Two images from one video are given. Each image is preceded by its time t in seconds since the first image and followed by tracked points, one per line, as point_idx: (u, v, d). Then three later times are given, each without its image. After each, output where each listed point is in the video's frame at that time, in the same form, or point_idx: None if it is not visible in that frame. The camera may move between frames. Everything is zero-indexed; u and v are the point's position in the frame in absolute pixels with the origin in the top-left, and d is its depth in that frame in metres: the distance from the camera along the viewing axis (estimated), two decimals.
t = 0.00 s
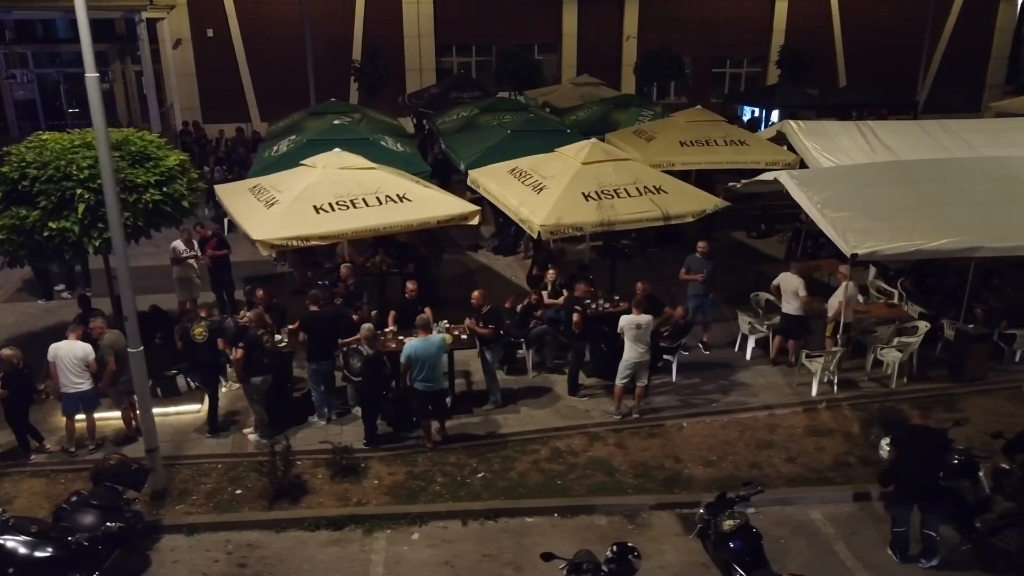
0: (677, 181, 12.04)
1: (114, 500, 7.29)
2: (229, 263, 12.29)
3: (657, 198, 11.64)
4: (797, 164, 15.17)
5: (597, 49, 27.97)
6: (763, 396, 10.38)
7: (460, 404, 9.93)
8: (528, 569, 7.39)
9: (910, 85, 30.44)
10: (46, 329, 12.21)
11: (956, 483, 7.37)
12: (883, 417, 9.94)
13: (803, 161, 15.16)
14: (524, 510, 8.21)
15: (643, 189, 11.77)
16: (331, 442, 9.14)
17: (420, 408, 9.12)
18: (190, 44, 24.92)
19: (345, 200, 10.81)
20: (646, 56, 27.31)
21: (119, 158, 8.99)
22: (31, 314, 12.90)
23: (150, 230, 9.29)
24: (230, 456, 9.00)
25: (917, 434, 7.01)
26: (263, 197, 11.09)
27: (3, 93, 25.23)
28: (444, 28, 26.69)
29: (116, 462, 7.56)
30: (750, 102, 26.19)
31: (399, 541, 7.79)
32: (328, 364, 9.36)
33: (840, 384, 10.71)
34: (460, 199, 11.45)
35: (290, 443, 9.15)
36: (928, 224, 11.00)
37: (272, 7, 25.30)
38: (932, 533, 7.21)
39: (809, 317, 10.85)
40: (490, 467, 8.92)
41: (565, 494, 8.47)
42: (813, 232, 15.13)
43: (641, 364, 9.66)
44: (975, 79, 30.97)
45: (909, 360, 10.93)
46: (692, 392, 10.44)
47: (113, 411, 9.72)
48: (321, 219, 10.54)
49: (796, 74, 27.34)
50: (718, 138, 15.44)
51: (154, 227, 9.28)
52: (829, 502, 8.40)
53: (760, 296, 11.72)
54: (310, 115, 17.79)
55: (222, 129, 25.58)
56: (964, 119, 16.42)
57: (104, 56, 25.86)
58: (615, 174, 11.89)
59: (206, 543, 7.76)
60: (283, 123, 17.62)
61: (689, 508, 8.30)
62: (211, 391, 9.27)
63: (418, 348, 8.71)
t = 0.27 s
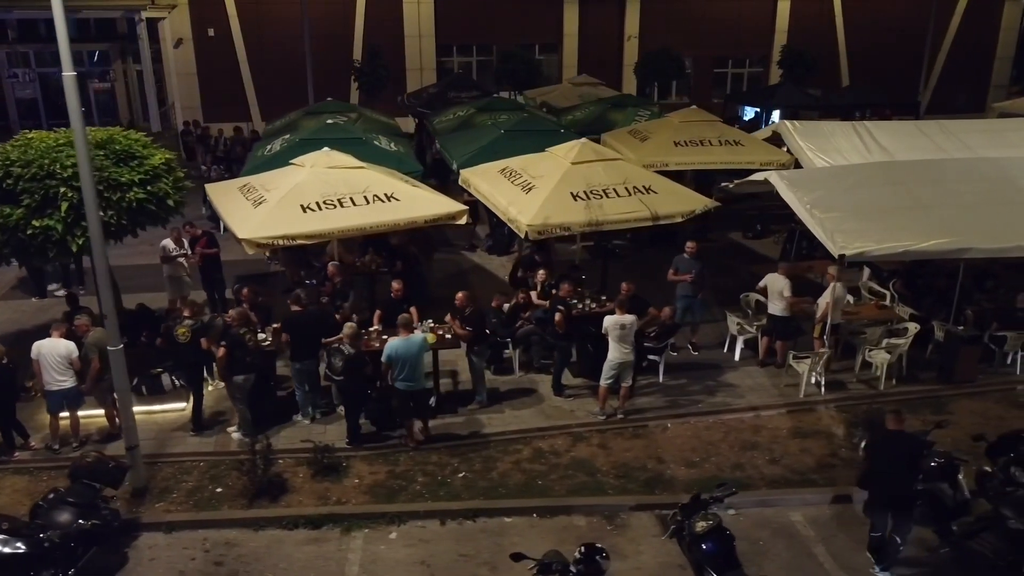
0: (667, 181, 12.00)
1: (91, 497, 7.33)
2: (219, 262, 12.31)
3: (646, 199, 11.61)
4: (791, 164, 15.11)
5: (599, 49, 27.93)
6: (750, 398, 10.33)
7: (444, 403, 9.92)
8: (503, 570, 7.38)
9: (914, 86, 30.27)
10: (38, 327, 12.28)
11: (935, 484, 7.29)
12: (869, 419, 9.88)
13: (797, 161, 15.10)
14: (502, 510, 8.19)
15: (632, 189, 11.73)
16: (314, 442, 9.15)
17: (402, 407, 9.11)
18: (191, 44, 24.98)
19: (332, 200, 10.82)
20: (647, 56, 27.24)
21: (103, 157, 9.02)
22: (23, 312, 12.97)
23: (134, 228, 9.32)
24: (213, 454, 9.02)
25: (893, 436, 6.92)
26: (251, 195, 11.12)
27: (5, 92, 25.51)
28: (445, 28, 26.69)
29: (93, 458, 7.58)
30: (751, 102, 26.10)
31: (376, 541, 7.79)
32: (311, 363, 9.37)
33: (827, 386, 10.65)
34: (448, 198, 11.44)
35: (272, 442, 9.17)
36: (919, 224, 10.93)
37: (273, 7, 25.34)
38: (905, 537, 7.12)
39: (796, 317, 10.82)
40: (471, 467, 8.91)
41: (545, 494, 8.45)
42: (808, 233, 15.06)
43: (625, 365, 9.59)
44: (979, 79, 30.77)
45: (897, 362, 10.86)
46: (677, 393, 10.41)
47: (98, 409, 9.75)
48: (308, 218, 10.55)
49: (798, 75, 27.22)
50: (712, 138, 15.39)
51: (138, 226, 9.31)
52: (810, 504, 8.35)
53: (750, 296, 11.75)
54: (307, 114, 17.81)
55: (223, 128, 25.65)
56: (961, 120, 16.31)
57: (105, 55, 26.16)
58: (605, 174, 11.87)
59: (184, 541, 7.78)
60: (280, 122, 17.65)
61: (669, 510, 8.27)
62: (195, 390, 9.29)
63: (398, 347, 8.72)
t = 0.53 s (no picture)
0: (657, 181, 11.97)
1: (68, 494, 7.35)
2: (210, 261, 12.35)
3: (635, 198, 11.57)
4: (786, 164, 15.05)
5: (599, 49, 27.89)
6: (736, 398, 10.30)
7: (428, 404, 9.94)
8: (478, 569, 7.38)
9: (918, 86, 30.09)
10: (29, 325, 12.34)
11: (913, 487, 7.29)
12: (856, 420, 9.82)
13: (792, 161, 15.04)
14: (481, 509, 8.19)
15: (622, 189, 11.70)
16: (296, 441, 9.16)
17: (384, 408, 9.06)
18: (192, 44, 25.05)
19: (320, 199, 10.83)
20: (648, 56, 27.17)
21: (87, 156, 9.06)
22: (16, 309, 13.04)
23: (119, 227, 9.35)
24: (195, 452, 9.04)
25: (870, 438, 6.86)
26: (240, 194, 11.14)
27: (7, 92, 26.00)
28: (446, 28, 26.71)
29: (70, 456, 7.59)
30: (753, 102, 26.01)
31: (354, 540, 7.79)
32: (295, 362, 9.37)
33: (815, 387, 10.60)
34: (436, 197, 11.42)
35: (255, 440, 9.19)
36: (909, 225, 10.85)
37: (274, 6, 25.40)
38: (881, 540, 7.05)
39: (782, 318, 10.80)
40: (452, 467, 8.91)
41: (524, 494, 8.43)
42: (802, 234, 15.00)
43: (609, 366, 9.52)
44: (984, 79, 30.57)
45: (886, 364, 10.79)
46: (663, 394, 10.37)
47: (83, 406, 9.80)
48: (295, 217, 10.55)
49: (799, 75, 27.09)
50: (707, 138, 15.34)
51: (122, 224, 9.35)
52: (791, 506, 8.31)
53: (739, 298, 11.75)
54: (304, 113, 17.84)
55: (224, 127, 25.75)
56: (958, 120, 16.21)
57: (107, 55, 26.58)
58: (594, 174, 11.84)
59: (162, 539, 7.80)
60: (277, 121, 17.68)
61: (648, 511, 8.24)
62: (180, 388, 9.31)
63: (380, 345, 8.75)
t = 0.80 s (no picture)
0: (646, 181, 11.94)
1: (45, 491, 7.37)
2: (200, 260, 12.39)
3: (623, 199, 11.55)
4: (780, 165, 15.00)
5: (600, 49, 27.86)
6: (721, 399, 10.26)
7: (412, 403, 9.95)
8: (453, 569, 7.37)
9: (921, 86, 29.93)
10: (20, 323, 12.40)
11: (890, 490, 7.22)
12: (841, 422, 9.76)
13: (786, 161, 14.99)
14: (459, 509, 8.18)
15: (610, 189, 11.68)
16: (278, 440, 9.17)
17: (365, 408, 9.06)
18: (193, 44, 25.14)
19: (307, 198, 10.84)
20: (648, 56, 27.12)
21: (71, 155, 9.10)
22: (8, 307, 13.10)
23: (103, 227, 9.37)
24: (178, 451, 9.06)
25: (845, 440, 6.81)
26: (228, 194, 11.17)
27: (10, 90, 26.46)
28: (446, 28, 26.73)
29: (48, 454, 7.63)
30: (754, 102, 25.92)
31: (332, 539, 7.80)
32: (277, 362, 9.39)
33: (801, 389, 10.55)
34: (424, 197, 11.41)
35: (237, 440, 9.22)
36: (898, 226, 10.77)
37: (275, 6, 25.48)
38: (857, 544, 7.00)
39: (767, 318, 10.80)
40: (432, 466, 8.91)
41: (503, 494, 8.42)
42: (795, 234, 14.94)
43: (594, 366, 9.46)
44: (988, 80, 30.37)
45: (874, 365, 10.73)
46: (648, 395, 10.34)
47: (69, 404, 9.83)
48: (281, 216, 10.56)
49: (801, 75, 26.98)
50: (701, 138, 15.30)
51: (106, 223, 9.37)
52: (771, 508, 8.28)
53: (728, 299, 11.69)
54: (300, 112, 17.86)
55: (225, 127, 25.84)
56: (955, 121, 16.11)
57: (107, 54, 26.82)
58: (583, 174, 11.81)
59: (140, 537, 7.82)
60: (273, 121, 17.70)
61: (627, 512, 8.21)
62: (164, 387, 9.34)
63: (360, 345, 8.75)
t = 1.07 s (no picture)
0: (635, 181, 11.92)
1: (23, 488, 7.40)
2: (191, 259, 12.43)
3: (611, 199, 11.53)
4: (774, 165, 14.95)
5: (601, 49, 27.83)
6: (705, 400, 10.23)
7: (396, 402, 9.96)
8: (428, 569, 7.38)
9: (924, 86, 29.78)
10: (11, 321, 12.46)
11: (866, 492, 7.18)
12: (826, 424, 9.71)
13: (780, 161, 14.93)
14: (438, 508, 8.19)
15: (599, 189, 11.66)
16: (260, 439, 9.20)
17: (346, 406, 9.08)
18: (194, 44, 25.24)
19: (294, 198, 10.87)
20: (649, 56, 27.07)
21: (56, 154, 9.16)
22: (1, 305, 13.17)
23: (88, 226, 9.42)
24: (161, 449, 9.10)
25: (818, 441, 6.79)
26: (217, 193, 11.21)
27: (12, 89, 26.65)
28: (447, 28, 26.76)
29: (25, 451, 7.69)
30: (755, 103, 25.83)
31: (309, 538, 7.81)
32: (260, 361, 9.42)
33: (787, 390, 10.51)
34: (411, 197, 11.43)
35: (219, 438, 9.25)
36: (886, 227, 10.71)
37: (276, 7, 25.56)
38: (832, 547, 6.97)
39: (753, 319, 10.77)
40: (413, 466, 8.92)
41: (482, 494, 8.43)
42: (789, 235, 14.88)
43: (577, 366, 9.44)
44: (993, 80, 30.18)
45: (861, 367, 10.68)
46: (633, 395, 10.32)
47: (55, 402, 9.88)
48: (268, 215, 10.59)
49: (803, 75, 26.88)
50: (694, 139, 15.26)
51: (92, 222, 9.42)
52: (750, 510, 8.25)
53: (717, 299, 11.67)
54: (296, 111, 17.90)
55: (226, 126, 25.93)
56: (952, 122, 16.01)
57: (108, 54, 26.99)
58: (571, 174, 11.80)
59: (119, 535, 7.85)
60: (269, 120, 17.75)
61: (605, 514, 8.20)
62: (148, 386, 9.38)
63: (342, 344, 8.75)
